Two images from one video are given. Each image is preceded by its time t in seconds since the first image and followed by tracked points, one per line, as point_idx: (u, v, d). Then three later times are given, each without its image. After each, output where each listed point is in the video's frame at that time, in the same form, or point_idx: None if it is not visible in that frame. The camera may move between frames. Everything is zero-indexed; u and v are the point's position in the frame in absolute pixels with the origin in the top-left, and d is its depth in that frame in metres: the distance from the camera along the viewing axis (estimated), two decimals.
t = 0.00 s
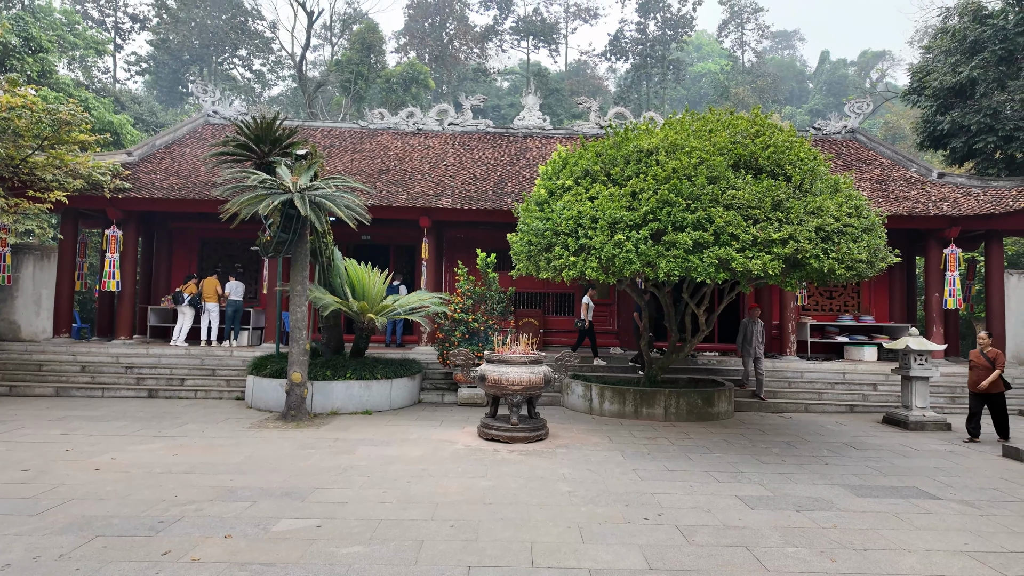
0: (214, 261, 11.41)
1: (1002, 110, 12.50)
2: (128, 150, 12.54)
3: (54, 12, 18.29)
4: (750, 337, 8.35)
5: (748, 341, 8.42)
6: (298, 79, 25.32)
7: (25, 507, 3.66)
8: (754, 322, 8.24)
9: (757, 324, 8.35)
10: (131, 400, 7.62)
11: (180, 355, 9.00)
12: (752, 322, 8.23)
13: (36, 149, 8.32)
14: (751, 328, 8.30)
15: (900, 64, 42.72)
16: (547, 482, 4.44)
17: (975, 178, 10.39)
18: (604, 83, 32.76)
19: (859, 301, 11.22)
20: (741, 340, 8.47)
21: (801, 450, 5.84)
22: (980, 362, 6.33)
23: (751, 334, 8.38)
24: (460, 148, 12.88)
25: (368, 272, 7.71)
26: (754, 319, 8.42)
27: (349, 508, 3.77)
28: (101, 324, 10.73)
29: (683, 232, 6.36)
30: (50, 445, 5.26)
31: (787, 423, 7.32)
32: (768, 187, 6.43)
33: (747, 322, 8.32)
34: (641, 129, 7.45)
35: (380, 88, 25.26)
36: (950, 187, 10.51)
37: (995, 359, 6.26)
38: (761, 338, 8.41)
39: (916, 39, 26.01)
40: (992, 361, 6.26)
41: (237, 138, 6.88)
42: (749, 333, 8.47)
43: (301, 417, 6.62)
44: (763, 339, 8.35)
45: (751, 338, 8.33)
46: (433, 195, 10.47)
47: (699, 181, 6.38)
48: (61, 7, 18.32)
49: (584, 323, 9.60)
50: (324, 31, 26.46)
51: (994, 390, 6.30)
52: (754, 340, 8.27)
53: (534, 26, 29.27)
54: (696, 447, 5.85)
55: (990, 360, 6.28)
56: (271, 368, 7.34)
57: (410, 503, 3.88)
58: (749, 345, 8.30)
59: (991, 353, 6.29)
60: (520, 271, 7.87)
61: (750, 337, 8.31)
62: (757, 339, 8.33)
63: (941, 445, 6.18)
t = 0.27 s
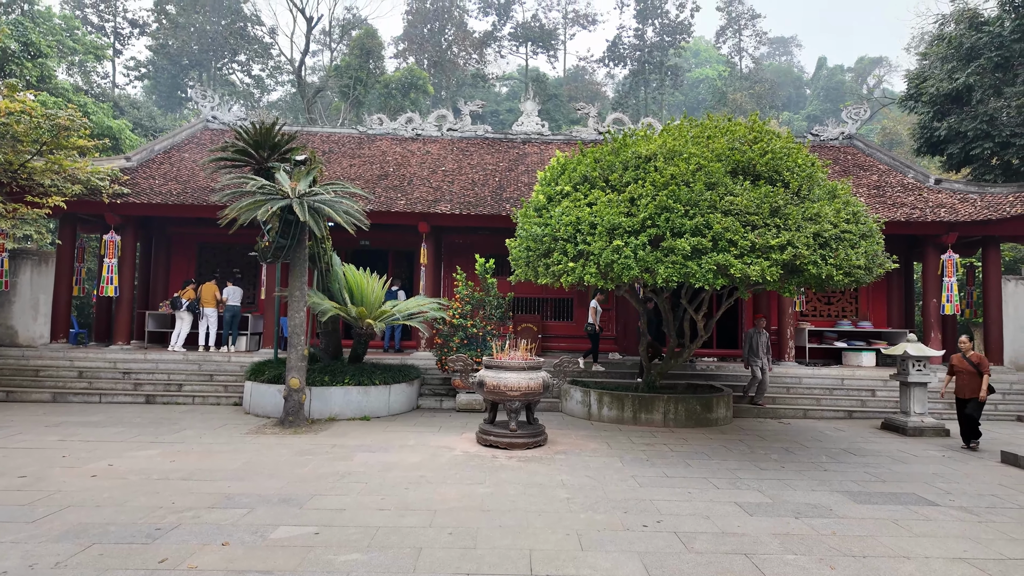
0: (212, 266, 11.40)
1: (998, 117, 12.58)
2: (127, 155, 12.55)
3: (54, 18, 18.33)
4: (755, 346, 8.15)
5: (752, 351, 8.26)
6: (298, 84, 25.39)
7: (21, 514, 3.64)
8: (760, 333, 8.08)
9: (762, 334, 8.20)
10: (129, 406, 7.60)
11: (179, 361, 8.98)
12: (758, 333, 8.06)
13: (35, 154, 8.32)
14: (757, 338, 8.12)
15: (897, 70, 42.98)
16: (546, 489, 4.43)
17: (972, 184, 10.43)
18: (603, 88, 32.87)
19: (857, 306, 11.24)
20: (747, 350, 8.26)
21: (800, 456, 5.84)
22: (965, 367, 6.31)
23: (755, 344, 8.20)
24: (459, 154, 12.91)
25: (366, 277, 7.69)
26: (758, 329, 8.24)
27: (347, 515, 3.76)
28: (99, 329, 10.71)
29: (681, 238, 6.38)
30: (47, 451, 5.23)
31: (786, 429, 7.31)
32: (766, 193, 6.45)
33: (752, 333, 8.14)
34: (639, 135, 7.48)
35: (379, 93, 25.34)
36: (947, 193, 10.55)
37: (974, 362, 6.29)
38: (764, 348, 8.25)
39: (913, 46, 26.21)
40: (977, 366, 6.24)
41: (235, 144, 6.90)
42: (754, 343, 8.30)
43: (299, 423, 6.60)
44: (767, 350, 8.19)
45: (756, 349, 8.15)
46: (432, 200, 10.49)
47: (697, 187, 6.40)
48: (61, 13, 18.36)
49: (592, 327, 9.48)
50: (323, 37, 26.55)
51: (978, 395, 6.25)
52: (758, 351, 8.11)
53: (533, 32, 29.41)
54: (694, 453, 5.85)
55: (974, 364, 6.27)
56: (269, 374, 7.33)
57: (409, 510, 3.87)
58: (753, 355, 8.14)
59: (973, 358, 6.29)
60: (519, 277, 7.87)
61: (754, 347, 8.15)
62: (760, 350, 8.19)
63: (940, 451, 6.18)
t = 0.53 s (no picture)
0: (211, 273, 11.40)
1: (995, 125, 12.65)
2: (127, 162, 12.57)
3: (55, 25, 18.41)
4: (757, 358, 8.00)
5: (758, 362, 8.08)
6: (297, 91, 25.47)
7: (18, 522, 3.62)
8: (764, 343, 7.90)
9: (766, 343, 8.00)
10: (126, 414, 7.57)
11: (177, 368, 8.96)
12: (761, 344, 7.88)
13: (34, 162, 8.34)
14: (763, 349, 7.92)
15: (894, 78, 43.23)
16: (545, 497, 4.41)
17: (970, 192, 10.48)
18: (602, 96, 33.01)
19: (856, 313, 11.26)
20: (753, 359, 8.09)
21: (800, 463, 5.83)
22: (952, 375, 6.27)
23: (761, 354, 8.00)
24: (459, 161, 12.95)
25: (365, 284, 7.67)
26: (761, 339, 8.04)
27: (345, 524, 3.74)
28: (97, 336, 10.69)
29: (680, 245, 6.39)
30: (44, 459, 5.21)
31: (786, 437, 7.30)
32: (765, 201, 6.47)
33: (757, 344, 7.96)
34: (638, 142, 7.51)
35: (379, 100, 25.44)
36: (945, 201, 10.59)
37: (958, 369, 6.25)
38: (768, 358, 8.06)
39: (910, 54, 26.38)
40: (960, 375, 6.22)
41: (235, 151, 6.92)
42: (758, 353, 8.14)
43: (297, 430, 6.58)
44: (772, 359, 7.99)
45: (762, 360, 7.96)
46: (431, 207, 10.51)
47: (695, 195, 6.42)
48: (62, 20, 18.42)
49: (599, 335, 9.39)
50: (323, 44, 26.67)
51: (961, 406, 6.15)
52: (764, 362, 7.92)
53: (532, 40, 29.57)
54: (694, 461, 5.83)
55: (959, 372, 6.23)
56: (267, 381, 7.31)
57: (408, 519, 3.85)
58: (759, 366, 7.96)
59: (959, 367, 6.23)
60: (518, 284, 7.87)
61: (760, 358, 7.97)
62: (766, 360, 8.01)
63: (940, 459, 6.17)
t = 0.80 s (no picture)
0: (210, 280, 11.40)
1: (992, 133, 12.73)
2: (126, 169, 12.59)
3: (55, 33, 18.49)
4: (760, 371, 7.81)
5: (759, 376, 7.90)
6: (297, 99, 25.56)
7: (15, 531, 3.60)
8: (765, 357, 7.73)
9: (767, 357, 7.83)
10: (124, 421, 7.55)
11: (175, 375, 8.93)
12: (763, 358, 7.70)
13: (34, 169, 8.35)
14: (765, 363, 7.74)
15: (891, 86, 43.49)
16: (544, 505, 4.40)
17: (967, 200, 10.52)
18: (600, 104, 33.17)
19: (855, 320, 11.27)
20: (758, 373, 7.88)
21: (799, 471, 5.82)
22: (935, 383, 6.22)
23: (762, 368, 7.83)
24: (458, 168, 12.98)
25: (364, 291, 7.67)
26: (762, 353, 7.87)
27: (344, 532, 3.72)
28: (95, 343, 10.67)
29: (679, 252, 6.41)
30: (41, 467, 5.18)
31: (786, 444, 7.28)
32: (764, 209, 6.50)
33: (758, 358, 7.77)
34: (636, 150, 7.54)
35: (379, 108, 25.56)
36: (943, 209, 10.63)
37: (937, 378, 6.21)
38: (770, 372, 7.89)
39: (907, 63, 26.57)
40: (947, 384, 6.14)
41: (235, 159, 6.93)
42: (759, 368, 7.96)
43: (295, 438, 6.56)
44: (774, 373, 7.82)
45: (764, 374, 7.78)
46: (431, 214, 10.53)
47: (694, 203, 6.45)
48: (63, 28, 18.48)
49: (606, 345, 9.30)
50: (324, 52, 26.79)
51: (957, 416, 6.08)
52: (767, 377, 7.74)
53: (531, 48, 29.75)
54: (694, 469, 5.82)
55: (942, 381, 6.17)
56: (266, 389, 7.29)
57: (406, 527, 3.84)
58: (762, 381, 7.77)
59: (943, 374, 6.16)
60: (517, 291, 7.87)
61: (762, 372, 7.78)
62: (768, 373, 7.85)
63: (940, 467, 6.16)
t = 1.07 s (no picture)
0: (208, 286, 11.39)
1: (989, 140, 12.79)
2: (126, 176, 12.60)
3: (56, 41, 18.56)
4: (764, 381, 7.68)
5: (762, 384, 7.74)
6: (297, 106, 25.64)
7: (10, 539, 3.58)
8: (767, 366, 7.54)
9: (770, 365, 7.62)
10: (122, 428, 7.52)
11: (173, 382, 8.90)
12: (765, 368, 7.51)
13: (33, 176, 8.35)
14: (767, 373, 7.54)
15: (888, 94, 43.77)
16: (543, 513, 4.38)
17: (965, 207, 10.56)
18: (599, 111, 33.30)
19: (853, 327, 11.28)
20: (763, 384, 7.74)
21: (799, 479, 5.80)
22: (917, 392, 6.15)
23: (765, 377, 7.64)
24: (457, 175, 13.02)
25: (363, 298, 7.66)
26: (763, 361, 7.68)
27: (342, 541, 3.70)
28: (93, 350, 10.64)
29: (678, 259, 6.42)
30: (38, 475, 5.16)
31: (785, 451, 7.27)
32: (761, 216, 6.53)
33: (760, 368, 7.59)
34: (635, 158, 7.57)
35: (378, 115, 25.65)
36: (941, 216, 10.66)
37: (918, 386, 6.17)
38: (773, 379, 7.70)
39: (903, 71, 26.76)
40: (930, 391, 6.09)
41: (234, 166, 6.95)
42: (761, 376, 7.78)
43: (293, 446, 6.53)
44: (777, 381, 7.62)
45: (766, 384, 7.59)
46: (429, 221, 10.54)
47: (693, 210, 6.47)
48: (63, 35, 18.52)
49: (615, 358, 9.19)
50: (323, 60, 26.89)
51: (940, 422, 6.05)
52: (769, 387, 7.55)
53: (530, 56, 29.91)
54: (693, 476, 5.80)
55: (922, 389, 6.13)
56: (264, 396, 7.27)
57: (405, 536, 3.82)
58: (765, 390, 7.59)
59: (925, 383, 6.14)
60: (516, 298, 7.87)
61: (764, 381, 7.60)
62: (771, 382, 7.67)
63: (940, 474, 6.14)
